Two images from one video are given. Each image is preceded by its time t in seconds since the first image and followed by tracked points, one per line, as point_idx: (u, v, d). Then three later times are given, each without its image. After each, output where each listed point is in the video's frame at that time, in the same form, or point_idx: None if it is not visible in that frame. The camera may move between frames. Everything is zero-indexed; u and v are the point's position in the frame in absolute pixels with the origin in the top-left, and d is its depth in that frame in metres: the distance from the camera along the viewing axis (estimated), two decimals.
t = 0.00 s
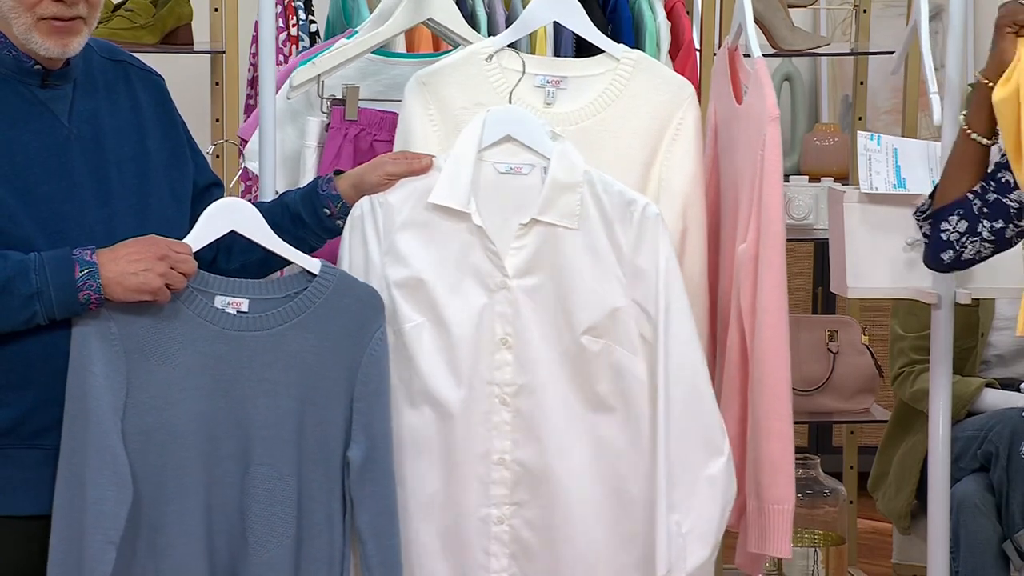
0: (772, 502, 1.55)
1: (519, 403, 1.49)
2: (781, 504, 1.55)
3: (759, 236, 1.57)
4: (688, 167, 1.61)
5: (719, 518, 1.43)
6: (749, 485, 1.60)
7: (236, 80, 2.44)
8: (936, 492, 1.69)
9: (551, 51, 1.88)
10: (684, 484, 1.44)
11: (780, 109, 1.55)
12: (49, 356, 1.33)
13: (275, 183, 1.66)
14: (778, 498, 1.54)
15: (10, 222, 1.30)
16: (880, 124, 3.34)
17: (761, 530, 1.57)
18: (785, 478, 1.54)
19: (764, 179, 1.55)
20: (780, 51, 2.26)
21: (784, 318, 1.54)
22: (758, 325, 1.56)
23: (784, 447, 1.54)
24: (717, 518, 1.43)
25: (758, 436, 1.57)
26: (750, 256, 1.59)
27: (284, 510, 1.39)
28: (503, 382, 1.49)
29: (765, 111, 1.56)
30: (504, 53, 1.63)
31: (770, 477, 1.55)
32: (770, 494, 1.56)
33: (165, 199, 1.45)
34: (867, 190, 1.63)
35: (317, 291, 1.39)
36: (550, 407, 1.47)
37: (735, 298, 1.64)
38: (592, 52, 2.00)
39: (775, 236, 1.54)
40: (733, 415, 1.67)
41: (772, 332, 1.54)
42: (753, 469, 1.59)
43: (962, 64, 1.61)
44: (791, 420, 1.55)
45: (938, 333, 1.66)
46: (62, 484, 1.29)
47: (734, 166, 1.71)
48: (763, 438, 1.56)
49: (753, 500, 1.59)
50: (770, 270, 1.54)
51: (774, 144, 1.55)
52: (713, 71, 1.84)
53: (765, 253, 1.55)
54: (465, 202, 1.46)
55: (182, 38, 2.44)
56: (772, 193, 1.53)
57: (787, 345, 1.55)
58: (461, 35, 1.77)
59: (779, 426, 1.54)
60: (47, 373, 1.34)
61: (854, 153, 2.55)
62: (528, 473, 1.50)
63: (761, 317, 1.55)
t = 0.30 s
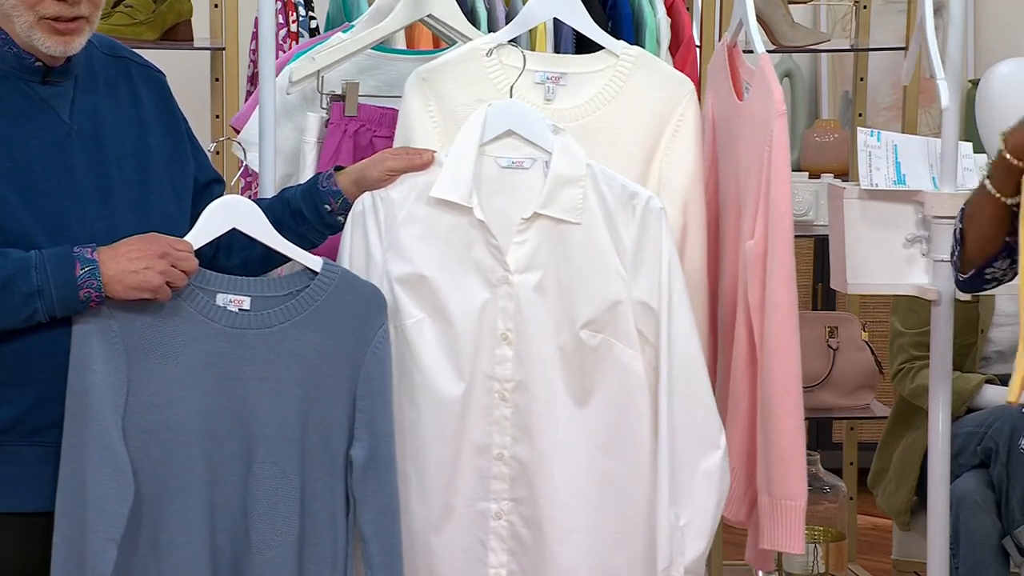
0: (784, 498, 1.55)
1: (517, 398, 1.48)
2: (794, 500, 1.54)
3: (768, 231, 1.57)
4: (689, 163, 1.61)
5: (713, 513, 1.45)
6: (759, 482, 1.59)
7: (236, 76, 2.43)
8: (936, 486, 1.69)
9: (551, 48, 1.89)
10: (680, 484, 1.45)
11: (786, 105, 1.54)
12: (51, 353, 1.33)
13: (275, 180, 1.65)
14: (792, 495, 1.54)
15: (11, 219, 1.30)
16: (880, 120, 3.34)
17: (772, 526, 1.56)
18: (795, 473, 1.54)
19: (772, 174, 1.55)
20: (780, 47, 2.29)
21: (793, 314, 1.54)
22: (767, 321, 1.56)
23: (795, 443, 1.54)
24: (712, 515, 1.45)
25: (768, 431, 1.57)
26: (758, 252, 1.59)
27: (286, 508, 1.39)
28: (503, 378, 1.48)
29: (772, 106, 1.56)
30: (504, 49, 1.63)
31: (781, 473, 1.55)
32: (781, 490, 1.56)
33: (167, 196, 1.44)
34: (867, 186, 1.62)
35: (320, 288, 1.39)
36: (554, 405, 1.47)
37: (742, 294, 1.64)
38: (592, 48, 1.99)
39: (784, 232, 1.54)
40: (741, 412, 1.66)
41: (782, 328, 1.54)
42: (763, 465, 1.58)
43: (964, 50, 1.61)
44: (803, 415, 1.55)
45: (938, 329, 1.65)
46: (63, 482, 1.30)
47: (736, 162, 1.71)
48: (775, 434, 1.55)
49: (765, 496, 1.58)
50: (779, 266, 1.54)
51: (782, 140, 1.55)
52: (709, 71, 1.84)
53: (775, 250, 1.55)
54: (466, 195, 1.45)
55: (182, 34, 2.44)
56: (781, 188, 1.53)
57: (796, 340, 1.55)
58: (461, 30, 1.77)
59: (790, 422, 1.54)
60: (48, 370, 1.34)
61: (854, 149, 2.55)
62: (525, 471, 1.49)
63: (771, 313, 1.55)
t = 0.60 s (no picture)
0: (793, 494, 1.55)
1: (514, 395, 1.48)
2: (803, 496, 1.54)
3: (774, 228, 1.56)
4: (689, 159, 1.61)
5: (705, 507, 1.46)
6: (766, 478, 1.59)
7: (236, 73, 2.43)
8: (937, 481, 1.69)
9: (551, 44, 1.89)
10: (670, 479, 1.46)
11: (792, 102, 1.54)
12: (52, 349, 1.33)
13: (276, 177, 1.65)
14: (801, 490, 1.54)
15: (12, 215, 1.29)
16: (880, 116, 3.35)
17: (780, 523, 1.56)
18: (803, 469, 1.54)
19: (778, 171, 1.55)
20: (779, 43, 2.28)
21: (801, 311, 1.54)
22: (774, 318, 1.56)
23: (802, 439, 1.54)
24: (703, 510, 1.46)
25: (776, 428, 1.56)
26: (764, 249, 1.58)
27: (285, 505, 1.39)
28: (498, 377, 1.48)
29: (778, 103, 1.55)
30: (505, 46, 1.63)
31: (788, 469, 1.55)
32: (789, 487, 1.55)
33: (168, 192, 1.44)
34: (867, 182, 1.62)
35: (320, 285, 1.38)
36: (554, 401, 1.47)
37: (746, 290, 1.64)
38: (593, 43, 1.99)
39: (791, 228, 1.54)
40: (746, 407, 1.66)
41: (789, 324, 1.54)
42: (770, 462, 1.58)
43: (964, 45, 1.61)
44: (811, 412, 1.55)
45: (938, 327, 1.65)
46: (65, 480, 1.30)
47: (736, 158, 1.71)
48: (783, 431, 1.55)
49: (773, 493, 1.58)
50: (787, 262, 1.54)
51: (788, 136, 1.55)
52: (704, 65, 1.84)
53: (781, 246, 1.54)
54: (464, 193, 1.45)
55: (182, 30, 2.43)
56: (787, 185, 1.53)
57: (804, 337, 1.55)
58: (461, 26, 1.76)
59: (797, 418, 1.54)
60: (48, 367, 1.33)
61: (854, 145, 2.55)
62: (520, 469, 1.49)
63: (778, 309, 1.55)
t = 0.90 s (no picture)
0: (795, 492, 1.55)
1: (504, 395, 1.48)
2: (805, 493, 1.55)
3: (776, 226, 1.56)
4: (689, 157, 1.61)
5: (696, 511, 1.46)
6: (767, 475, 1.59)
7: (236, 71, 2.44)
8: (936, 480, 1.69)
9: (551, 41, 1.88)
10: (660, 482, 1.46)
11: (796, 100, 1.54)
12: (51, 345, 1.33)
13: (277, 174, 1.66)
14: (803, 488, 1.54)
15: (11, 211, 1.30)
16: (880, 113, 3.35)
17: (782, 520, 1.56)
18: (805, 467, 1.54)
19: (782, 169, 1.55)
20: (780, 42, 2.28)
21: (804, 309, 1.54)
22: (776, 316, 1.56)
23: (804, 436, 1.55)
24: (693, 514, 1.46)
25: (777, 426, 1.57)
26: (766, 247, 1.59)
27: (279, 506, 1.39)
28: (491, 374, 1.48)
29: (781, 101, 1.55)
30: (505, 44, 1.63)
31: (789, 467, 1.55)
32: (791, 484, 1.55)
33: (167, 188, 1.44)
34: (867, 180, 1.62)
35: (320, 285, 1.39)
36: (551, 400, 1.47)
37: (746, 288, 1.64)
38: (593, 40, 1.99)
39: (794, 226, 1.54)
40: (745, 405, 1.67)
41: (793, 322, 1.54)
42: (771, 459, 1.58)
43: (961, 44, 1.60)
44: (813, 410, 1.55)
45: (938, 325, 1.65)
46: (63, 477, 1.30)
47: (735, 156, 1.71)
48: (785, 429, 1.55)
49: (774, 490, 1.58)
50: (790, 260, 1.54)
51: (791, 135, 1.55)
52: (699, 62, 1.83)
53: (784, 244, 1.55)
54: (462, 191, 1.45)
55: (182, 28, 2.43)
56: (790, 183, 1.53)
57: (806, 335, 1.55)
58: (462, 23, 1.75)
59: (799, 416, 1.55)
60: (47, 363, 1.34)
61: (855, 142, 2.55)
62: (512, 469, 1.49)
63: (781, 307, 1.55)
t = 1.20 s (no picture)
0: (795, 491, 1.55)
1: (497, 379, 1.48)
2: (806, 492, 1.55)
3: (779, 224, 1.56)
4: (688, 156, 1.61)
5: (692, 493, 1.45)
6: (767, 474, 1.59)
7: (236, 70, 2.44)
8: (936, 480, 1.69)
9: (550, 40, 1.88)
10: (658, 482, 1.46)
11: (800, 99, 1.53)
12: (50, 343, 1.33)
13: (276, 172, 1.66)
14: (804, 487, 1.54)
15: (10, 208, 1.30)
16: (880, 112, 3.35)
17: (783, 519, 1.56)
18: (806, 466, 1.55)
19: (785, 166, 1.55)
20: (780, 40, 2.28)
21: (806, 307, 1.54)
22: (778, 314, 1.56)
23: (806, 435, 1.55)
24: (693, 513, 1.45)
25: (778, 424, 1.57)
26: (767, 245, 1.59)
27: (278, 503, 1.39)
28: (483, 359, 1.48)
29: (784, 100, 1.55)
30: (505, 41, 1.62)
31: (789, 465, 1.55)
32: (792, 483, 1.56)
33: (166, 186, 1.44)
34: (867, 178, 1.61)
35: (318, 284, 1.39)
36: (550, 398, 1.47)
37: (745, 286, 1.64)
38: (593, 39, 1.98)
39: (796, 225, 1.54)
40: (743, 403, 1.67)
41: (795, 320, 1.55)
42: (771, 457, 1.58)
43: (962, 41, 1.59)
44: (814, 409, 1.56)
45: (939, 323, 1.65)
46: (63, 475, 1.30)
47: (734, 154, 1.71)
48: (786, 428, 1.55)
49: (774, 489, 1.58)
50: (792, 258, 1.54)
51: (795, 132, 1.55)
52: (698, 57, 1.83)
53: (787, 242, 1.55)
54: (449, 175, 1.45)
55: (182, 27, 2.44)
56: (794, 181, 1.53)
57: (808, 333, 1.55)
58: (461, 21, 1.74)
59: (800, 415, 1.55)
60: (46, 361, 1.34)
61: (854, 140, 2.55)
62: (504, 453, 1.48)
63: (783, 305, 1.55)
